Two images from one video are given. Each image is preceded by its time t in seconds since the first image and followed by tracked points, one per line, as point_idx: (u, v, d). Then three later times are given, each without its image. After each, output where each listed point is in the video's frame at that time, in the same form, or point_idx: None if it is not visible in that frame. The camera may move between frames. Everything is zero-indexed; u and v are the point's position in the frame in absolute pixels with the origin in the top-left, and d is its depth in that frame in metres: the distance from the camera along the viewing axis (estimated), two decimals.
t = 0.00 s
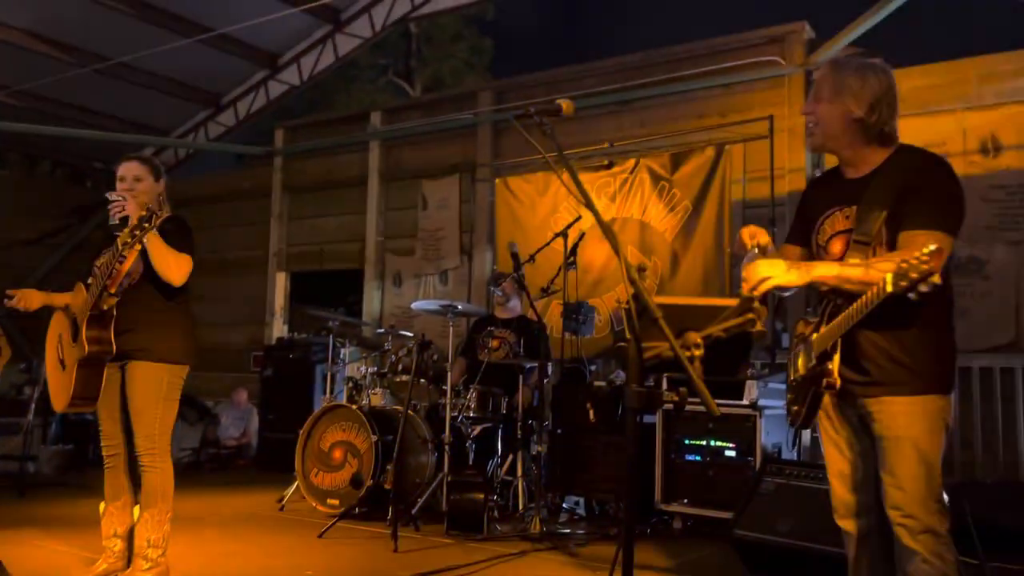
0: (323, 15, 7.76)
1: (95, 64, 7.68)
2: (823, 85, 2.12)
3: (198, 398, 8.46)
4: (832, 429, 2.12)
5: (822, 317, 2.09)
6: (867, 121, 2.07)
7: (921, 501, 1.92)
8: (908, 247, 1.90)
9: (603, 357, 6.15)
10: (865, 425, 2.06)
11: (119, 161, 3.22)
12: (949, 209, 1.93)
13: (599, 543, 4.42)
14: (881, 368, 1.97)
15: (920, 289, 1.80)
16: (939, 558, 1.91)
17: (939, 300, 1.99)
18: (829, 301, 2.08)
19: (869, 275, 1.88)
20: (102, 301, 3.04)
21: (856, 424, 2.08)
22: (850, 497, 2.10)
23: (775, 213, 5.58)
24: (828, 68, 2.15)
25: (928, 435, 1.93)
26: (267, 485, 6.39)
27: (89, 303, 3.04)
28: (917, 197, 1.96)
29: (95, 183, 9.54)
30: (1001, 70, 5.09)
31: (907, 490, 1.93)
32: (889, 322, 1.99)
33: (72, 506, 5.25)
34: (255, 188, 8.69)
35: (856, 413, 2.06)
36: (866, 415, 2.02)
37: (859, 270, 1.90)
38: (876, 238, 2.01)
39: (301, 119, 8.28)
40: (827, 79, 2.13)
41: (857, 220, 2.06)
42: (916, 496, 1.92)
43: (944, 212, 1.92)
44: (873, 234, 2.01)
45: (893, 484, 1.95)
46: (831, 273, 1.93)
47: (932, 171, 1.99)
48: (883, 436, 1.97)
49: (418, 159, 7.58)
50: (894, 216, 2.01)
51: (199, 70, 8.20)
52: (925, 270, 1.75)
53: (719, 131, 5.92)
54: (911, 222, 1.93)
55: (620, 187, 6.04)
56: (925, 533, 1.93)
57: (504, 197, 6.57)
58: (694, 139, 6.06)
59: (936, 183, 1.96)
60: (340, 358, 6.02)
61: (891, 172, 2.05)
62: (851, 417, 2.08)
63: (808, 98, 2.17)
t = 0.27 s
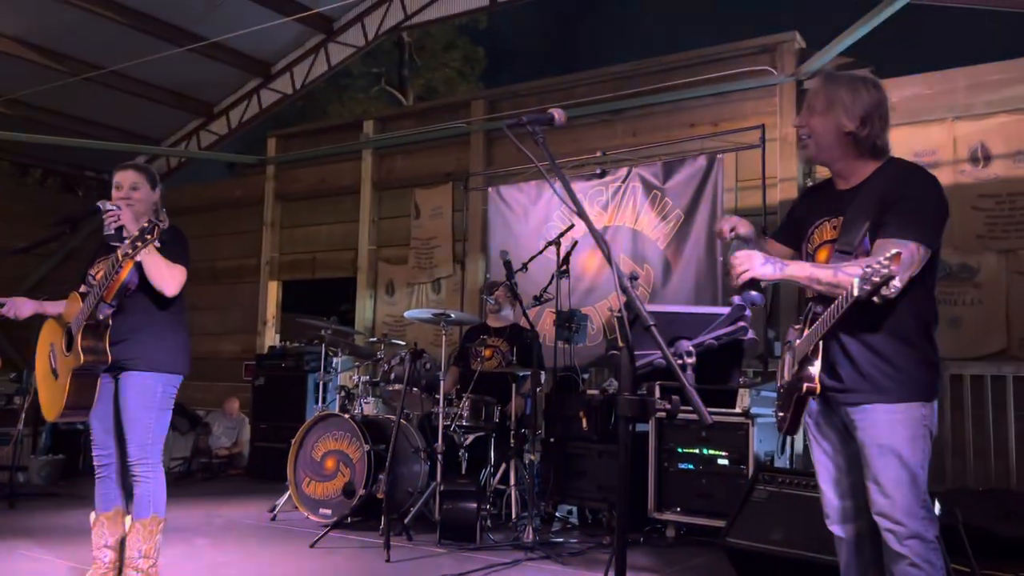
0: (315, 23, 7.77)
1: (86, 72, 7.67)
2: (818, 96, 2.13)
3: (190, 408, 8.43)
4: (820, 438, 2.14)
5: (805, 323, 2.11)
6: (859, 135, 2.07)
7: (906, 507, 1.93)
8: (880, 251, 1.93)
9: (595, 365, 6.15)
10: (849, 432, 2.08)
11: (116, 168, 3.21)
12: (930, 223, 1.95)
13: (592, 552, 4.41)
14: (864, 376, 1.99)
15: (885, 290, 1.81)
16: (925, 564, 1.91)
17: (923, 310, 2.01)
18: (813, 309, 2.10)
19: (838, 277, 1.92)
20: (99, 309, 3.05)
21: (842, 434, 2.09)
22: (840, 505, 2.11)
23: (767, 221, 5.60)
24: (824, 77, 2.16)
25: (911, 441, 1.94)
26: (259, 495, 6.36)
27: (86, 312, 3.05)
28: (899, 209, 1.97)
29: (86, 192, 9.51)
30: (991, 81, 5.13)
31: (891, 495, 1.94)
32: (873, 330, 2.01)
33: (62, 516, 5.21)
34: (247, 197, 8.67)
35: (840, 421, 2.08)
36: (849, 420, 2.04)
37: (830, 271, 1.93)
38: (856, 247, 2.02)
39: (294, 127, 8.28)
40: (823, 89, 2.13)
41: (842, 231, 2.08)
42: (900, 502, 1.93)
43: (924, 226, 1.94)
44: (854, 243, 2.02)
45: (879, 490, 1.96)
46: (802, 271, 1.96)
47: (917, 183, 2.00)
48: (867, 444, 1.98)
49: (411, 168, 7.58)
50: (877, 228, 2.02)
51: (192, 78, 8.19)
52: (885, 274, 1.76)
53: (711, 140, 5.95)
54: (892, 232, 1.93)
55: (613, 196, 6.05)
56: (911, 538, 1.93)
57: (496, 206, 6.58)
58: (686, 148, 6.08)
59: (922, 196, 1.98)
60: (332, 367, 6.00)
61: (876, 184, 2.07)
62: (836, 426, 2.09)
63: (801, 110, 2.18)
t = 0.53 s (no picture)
0: (312, 28, 7.78)
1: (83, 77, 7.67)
2: (824, 104, 2.15)
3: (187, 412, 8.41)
4: (814, 442, 2.14)
5: (801, 329, 2.12)
6: (862, 140, 2.10)
7: (900, 510, 1.94)
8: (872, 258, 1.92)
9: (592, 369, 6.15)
10: (843, 435, 2.08)
11: (116, 172, 3.21)
12: (925, 230, 1.96)
13: (590, 556, 4.41)
14: (858, 381, 2.00)
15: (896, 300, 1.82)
16: (921, 566, 1.92)
17: (916, 315, 2.02)
18: (808, 313, 2.11)
19: (831, 283, 1.92)
20: (99, 314, 3.06)
21: (837, 436, 2.10)
22: (835, 508, 2.12)
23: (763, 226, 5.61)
24: (827, 86, 2.18)
25: (905, 446, 1.95)
26: (256, 499, 6.35)
27: (86, 317, 3.07)
28: (894, 216, 1.98)
29: (82, 197, 9.49)
30: (986, 85, 5.15)
31: (886, 499, 1.94)
32: (868, 335, 2.01)
33: (59, 522, 5.20)
34: (244, 201, 8.67)
35: (833, 424, 2.09)
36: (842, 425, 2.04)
37: (822, 277, 1.93)
38: (854, 254, 2.03)
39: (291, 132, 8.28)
40: (827, 97, 2.16)
41: (840, 237, 2.09)
42: (895, 505, 1.94)
43: (920, 233, 1.95)
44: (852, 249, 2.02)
45: (873, 493, 1.96)
46: (798, 272, 1.95)
47: (913, 190, 2.01)
48: (861, 447, 1.99)
49: (408, 172, 7.59)
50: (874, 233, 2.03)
51: (189, 83, 8.19)
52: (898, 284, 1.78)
53: (707, 144, 5.96)
54: (886, 239, 1.94)
55: (609, 200, 6.05)
56: (906, 541, 1.93)
57: (493, 209, 6.58)
58: (682, 152, 6.10)
59: (918, 203, 1.99)
60: (330, 371, 5.99)
61: (874, 190, 2.08)
62: (832, 429, 2.10)
63: (804, 116, 2.20)
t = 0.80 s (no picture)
0: (313, 31, 7.79)
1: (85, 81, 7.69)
2: (830, 105, 2.14)
3: (189, 415, 8.42)
4: (815, 444, 2.14)
5: (807, 331, 2.12)
6: (869, 142, 2.09)
7: (903, 512, 1.93)
8: (876, 257, 1.94)
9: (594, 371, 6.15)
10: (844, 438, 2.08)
11: (122, 175, 3.23)
12: (928, 232, 1.97)
13: (591, 558, 4.41)
14: (861, 383, 1.99)
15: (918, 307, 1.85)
16: (923, 568, 1.92)
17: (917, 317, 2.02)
18: (814, 318, 2.10)
19: (835, 277, 1.93)
20: (101, 318, 3.05)
21: (838, 439, 2.10)
22: (835, 510, 2.11)
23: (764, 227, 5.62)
24: (834, 87, 2.17)
25: (908, 448, 1.95)
26: (257, 502, 6.35)
27: (89, 320, 3.06)
28: (898, 217, 1.99)
29: (84, 201, 9.51)
30: (986, 86, 5.15)
31: (889, 501, 1.94)
32: (870, 336, 2.02)
33: (61, 525, 5.21)
34: (246, 204, 8.68)
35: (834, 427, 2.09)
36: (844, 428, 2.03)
37: (826, 269, 1.94)
38: (858, 255, 2.03)
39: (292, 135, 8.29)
40: (834, 99, 2.14)
41: (844, 238, 2.09)
42: (897, 507, 1.94)
43: (923, 235, 1.96)
44: (856, 251, 2.03)
45: (876, 495, 1.96)
46: (802, 260, 1.97)
47: (915, 192, 2.03)
48: (863, 449, 1.99)
49: (409, 175, 7.59)
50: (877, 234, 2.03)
51: (190, 86, 8.21)
52: (926, 291, 1.80)
53: (708, 146, 5.96)
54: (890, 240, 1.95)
55: (611, 202, 6.06)
56: (909, 542, 1.93)
57: (495, 212, 6.58)
58: (683, 154, 6.10)
59: (920, 205, 2.00)
60: (332, 374, 5.99)
61: (878, 191, 2.08)
62: (833, 431, 2.10)
63: (811, 117, 2.17)
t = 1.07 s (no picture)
0: (314, 33, 7.79)
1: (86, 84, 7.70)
2: (841, 104, 2.13)
3: (191, 417, 8.43)
4: (816, 446, 2.13)
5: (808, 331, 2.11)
6: (878, 142, 2.11)
7: (906, 512, 1.93)
8: (880, 255, 1.94)
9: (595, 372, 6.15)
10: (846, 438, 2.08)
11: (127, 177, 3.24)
12: (931, 232, 1.98)
13: (593, 560, 4.41)
14: (863, 383, 1.99)
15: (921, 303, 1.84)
16: (925, 569, 1.92)
17: (919, 318, 2.03)
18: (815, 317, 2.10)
19: (839, 273, 1.91)
20: (103, 319, 3.05)
21: (839, 440, 2.09)
22: (836, 511, 2.11)
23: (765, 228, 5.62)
24: (841, 86, 2.17)
25: (910, 449, 1.95)
26: (259, 504, 6.36)
27: (92, 321, 3.06)
28: (900, 217, 1.99)
29: (86, 203, 9.52)
30: (987, 87, 5.15)
31: (891, 501, 1.94)
32: (872, 336, 2.02)
33: (63, 527, 5.22)
34: (247, 206, 8.69)
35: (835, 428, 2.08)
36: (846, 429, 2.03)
37: (831, 264, 1.92)
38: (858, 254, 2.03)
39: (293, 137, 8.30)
40: (844, 98, 2.14)
41: (846, 239, 2.09)
42: (900, 508, 1.93)
43: (926, 234, 1.96)
44: (858, 251, 2.04)
45: (878, 496, 1.96)
46: (808, 252, 1.94)
47: (918, 192, 2.03)
48: (865, 450, 1.99)
49: (411, 177, 7.59)
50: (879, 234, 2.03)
51: (191, 88, 8.21)
52: (928, 287, 1.79)
53: (709, 147, 5.97)
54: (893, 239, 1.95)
55: (612, 204, 6.06)
56: (910, 543, 1.93)
57: (496, 214, 6.59)
58: (684, 155, 6.10)
59: (922, 205, 2.00)
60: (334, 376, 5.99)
61: (880, 191, 2.08)
62: (834, 432, 2.10)
63: (820, 115, 2.15)
